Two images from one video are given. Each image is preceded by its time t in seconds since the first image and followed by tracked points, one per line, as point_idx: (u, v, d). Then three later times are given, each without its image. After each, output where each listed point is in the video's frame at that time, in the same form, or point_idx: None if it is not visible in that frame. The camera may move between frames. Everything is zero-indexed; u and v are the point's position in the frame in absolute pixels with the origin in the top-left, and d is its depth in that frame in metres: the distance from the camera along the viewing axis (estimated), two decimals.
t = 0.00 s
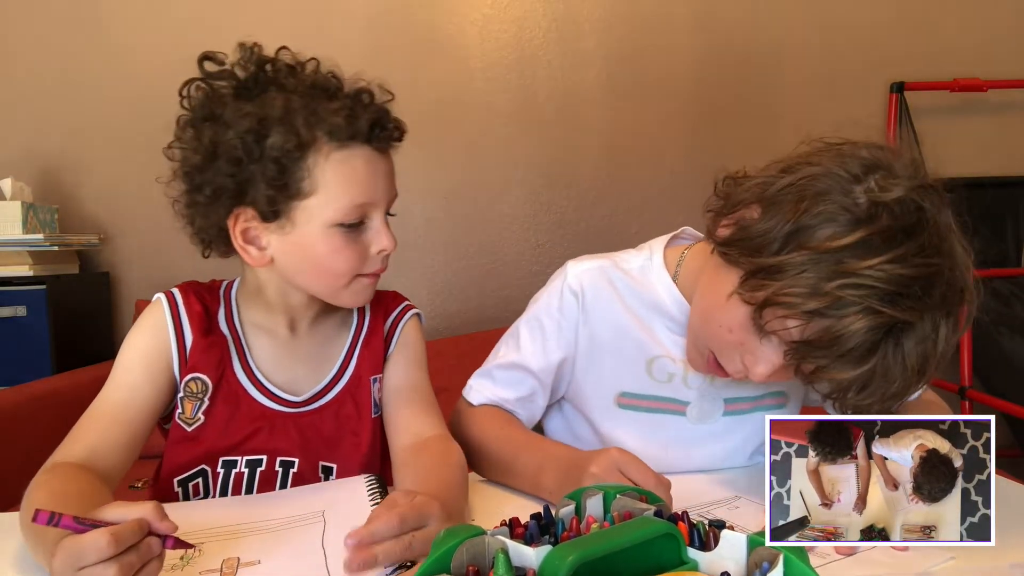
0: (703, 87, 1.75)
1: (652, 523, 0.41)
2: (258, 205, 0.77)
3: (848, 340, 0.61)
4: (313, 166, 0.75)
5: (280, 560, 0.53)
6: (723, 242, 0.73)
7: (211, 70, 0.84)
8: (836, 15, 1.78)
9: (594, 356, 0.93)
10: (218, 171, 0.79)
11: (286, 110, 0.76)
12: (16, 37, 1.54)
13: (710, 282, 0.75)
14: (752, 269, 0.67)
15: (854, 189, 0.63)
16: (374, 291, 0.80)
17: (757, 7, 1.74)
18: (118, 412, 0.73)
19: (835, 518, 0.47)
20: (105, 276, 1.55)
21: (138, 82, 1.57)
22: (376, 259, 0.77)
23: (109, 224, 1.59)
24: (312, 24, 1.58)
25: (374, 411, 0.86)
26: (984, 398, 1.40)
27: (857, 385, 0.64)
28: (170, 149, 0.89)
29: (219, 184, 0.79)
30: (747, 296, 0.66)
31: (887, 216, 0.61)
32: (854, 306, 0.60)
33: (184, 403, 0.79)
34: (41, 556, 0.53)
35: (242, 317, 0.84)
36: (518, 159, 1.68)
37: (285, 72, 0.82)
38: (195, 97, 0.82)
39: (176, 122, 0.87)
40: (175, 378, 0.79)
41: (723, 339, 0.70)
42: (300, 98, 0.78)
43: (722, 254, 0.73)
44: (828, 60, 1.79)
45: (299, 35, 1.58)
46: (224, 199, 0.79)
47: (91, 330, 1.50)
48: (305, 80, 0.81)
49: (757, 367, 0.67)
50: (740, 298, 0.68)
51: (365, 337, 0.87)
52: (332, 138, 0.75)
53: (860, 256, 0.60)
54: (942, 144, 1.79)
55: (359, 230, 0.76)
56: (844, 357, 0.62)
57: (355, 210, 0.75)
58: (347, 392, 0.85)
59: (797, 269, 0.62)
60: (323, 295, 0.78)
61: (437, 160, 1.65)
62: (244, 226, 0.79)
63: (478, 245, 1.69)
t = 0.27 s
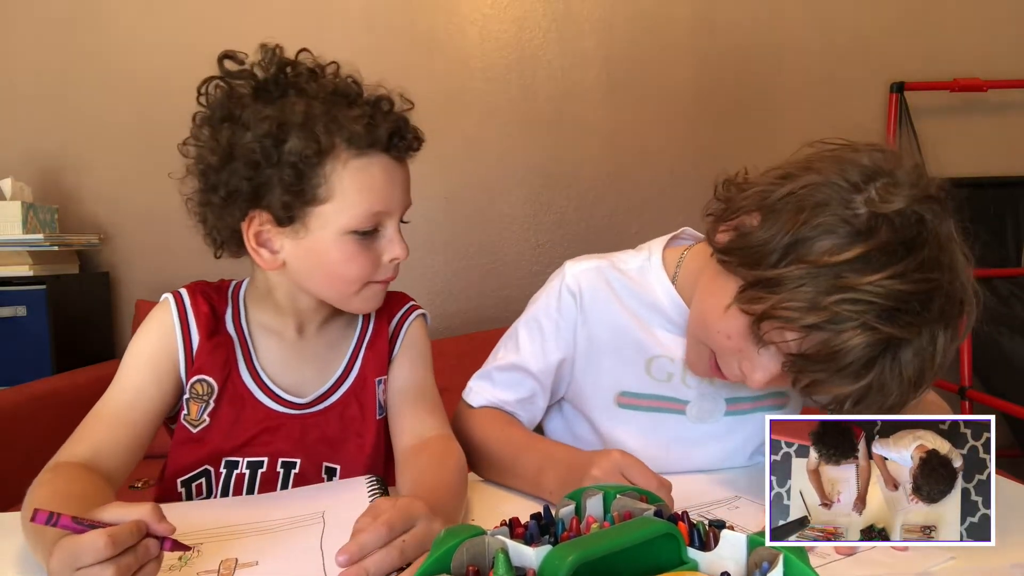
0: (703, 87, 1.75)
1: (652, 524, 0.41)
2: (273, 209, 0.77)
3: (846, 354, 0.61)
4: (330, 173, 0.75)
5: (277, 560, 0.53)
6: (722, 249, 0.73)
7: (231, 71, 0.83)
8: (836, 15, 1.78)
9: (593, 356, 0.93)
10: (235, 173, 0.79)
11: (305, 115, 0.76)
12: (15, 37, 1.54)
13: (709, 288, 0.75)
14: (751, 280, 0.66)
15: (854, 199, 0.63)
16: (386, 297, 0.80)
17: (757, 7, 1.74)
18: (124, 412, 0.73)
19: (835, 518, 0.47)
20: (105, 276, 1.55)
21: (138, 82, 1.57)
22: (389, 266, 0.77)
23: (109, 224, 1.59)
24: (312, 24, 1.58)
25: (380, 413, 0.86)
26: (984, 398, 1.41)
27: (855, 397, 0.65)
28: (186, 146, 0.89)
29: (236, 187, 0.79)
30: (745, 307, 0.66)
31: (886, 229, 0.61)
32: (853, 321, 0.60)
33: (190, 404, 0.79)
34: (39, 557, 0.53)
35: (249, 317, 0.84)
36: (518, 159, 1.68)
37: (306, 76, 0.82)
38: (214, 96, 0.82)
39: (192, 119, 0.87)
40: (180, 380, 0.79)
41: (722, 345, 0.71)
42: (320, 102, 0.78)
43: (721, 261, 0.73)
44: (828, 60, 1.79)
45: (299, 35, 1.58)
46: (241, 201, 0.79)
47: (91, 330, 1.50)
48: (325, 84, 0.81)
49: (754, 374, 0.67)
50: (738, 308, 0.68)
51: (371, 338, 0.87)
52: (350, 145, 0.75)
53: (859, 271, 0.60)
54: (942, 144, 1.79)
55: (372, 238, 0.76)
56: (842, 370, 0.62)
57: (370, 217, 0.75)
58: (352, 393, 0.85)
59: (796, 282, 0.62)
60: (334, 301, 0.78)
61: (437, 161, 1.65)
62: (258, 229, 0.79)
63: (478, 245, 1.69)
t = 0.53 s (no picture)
0: (703, 86, 1.75)
1: (652, 524, 0.41)
2: (276, 211, 0.77)
3: (847, 366, 0.62)
4: (334, 175, 0.75)
5: (277, 560, 0.53)
6: (724, 255, 0.73)
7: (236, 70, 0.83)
8: (836, 15, 1.78)
9: (593, 358, 0.93)
10: (238, 174, 0.79)
11: (310, 117, 0.76)
12: (15, 37, 1.54)
13: (709, 294, 0.75)
14: (754, 289, 0.66)
15: (859, 210, 0.63)
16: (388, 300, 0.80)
17: (757, 7, 1.74)
18: (125, 412, 0.73)
19: (835, 518, 0.47)
20: (105, 276, 1.55)
21: (138, 81, 1.57)
22: (391, 269, 0.77)
23: (109, 224, 1.59)
24: (312, 24, 1.58)
25: (381, 412, 0.85)
26: (984, 399, 1.41)
27: (855, 408, 0.65)
28: (189, 144, 0.89)
29: (239, 187, 0.79)
30: (747, 317, 0.66)
31: (891, 242, 0.61)
32: (854, 335, 0.61)
33: (190, 404, 0.79)
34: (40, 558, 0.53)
35: (252, 318, 0.85)
36: (518, 159, 1.68)
37: (311, 78, 0.81)
38: (219, 96, 0.82)
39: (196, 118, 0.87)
40: (181, 380, 0.79)
41: (722, 351, 0.71)
42: (325, 104, 0.78)
43: (723, 267, 0.73)
44: (828, 60, 1.79)
45: (299, 35, 1.58)
46: (244, 202, 0.80)
47: (91, 330, 1.50)
48: (331, 86, 0.81)
49: (754, 381, 0.67)
50: (739, 317, 0.68)
51: (372, 338, 0.87)
52: (355, 148, 0.75)
53: (862, 285, 0.60)
54: (942, 144, 1.79)
55: (375, 241, 0.76)
56: (843, 382, 0.63)
57: (373, 221, 0.75)
58: (353, 393, 0.85)
59: (799, 294, 0.62)
60: (336, 302, 0.79)
61: (437, 160, 1.65)
62: (260, 231, 0.79)
63: (478, 245, 1.69)
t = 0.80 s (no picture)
0: (703, 86, 1.75)
1: (652, 524, 0.41)
2: (275, 212, 0.77)
3: (848, 374, 0.62)
4: (332, 175, 0.74)
5: (276, 561, 0.53)
6: (726, 258, 0.73)
7: (235, 69, 0.83)
8: (836, 15, 1.78)
9: (593, 359, 0.93)
10: (237, 174, 0.79)
11: (308, 116, 0.76)
12: (15, 37, 1.54)
13: (709, 297, 0.75)
14: (756, 294, 0.66)
15: (862, 215, 0.63)
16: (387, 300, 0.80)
17: (757, 7, 1.74)
18: (125, 413, 0.73)
19: (835, 518, 0.47)
20: (105, 276, 1.55)
21: (138, 81, 1.57)
22: (390, 269, 0.77)
23: (110, 224, 1.59)
24: (312, 24, 1.58)
25: (381, 412, 0.86)
26: (984, 399, 1.41)
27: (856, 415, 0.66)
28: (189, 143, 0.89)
29: (238, 187, 0.79)
30: (749, 322, 0.66)
31: (894, 249, 0.61)
32: (856, 343, 0.61)
33: (190, 404, 0.79)
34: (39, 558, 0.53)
35: (252, 318, 0.85)
36: (518, 159, 1.68)
37: (310, 77, 0.81)
38: (218, 96, 0.82)
39: (197, 117, 0.87)
40: (181, 380, 0.79)
41: (723, 355, 0.70)
42: (323, 104, 0.78)
43: (724, 270, 0.73)
44: (828, 60, 1.79)
45: (299, 34, 1.58)
46: (242, 201, 0.80)
47: (91, 330, 1.50)
48: (329, 85, 0.81)
49: (754, 386, 0.67)
50: (741, 321, 0.68)
51: (373, 337, 0.87)
52: (352, 148, 0.75)
53: (865, 292, 0.60)
54: (942, 144, 1.79)
55: (374, 241, 0.76)
56: (844, 390, 0.63)
57: (372, 221, 0.75)
58: (353, 393, 0.85)
59: (801, 301, 0.62)
60: (335, 302, 0.79)
61: (437, 161, 1.65)
62: (258, 230, 0.79)
63: (478, 245, 1.69)
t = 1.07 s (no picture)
0: (703, 86, 1.75)
1: (652, 524, 0.41)
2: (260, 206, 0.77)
3: (844, 365, 0.61)
4: (315, 168, 0.75)
5: (277, 561, 0.53)
6: (724, 252, 0.73)
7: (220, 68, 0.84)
8: (836, 15, 1.78)
9: (593, 361, 0.93)
10: (221, 170, 0.79)
11: (290, 110, 0.76)
12: (15, 37, 1.54)
13: (707, 292, 0.75)
14: (753, 286, 0.66)
15: (858, 207, 0.62)
16: (375, 296, 0.80)
17: (757, 7, 1.74)
18: (124, 413, 0.73)
19: (835, 518, 0.47)
20: (105, 276, 1.55)
21: (138, 81, 1.57)
22: (377, 264, 0.77)
23: (109, 224, 1.59)
24: (312, 24, 1.58)
25: (378, 411, 0.86)
26: (984, 398, 1.40)
27: (852, 407, 0.65)
28: (178, 144, 0.90)
29: (222, 182, 0.80)
30: (746, 314, 0.66)
31: (890, 240, 0.60)
32: (852, 334, 0.60)
33: (187, 404, 0.79)
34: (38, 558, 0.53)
35: (247, 318, 0.84)
36: (518, 159, 1.68)
37: (292, 73, 0.82)
38: (203, 95, 0.83)
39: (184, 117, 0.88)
40: (178, 381, 0.79)
41: (721, 350, 0.71)
42: (305, 97, 0.78)
43: (723, 264, 0.73)
44: (828, 60, 1.79)
45: (299, 35, 1.58)
46: (226, 197, 0.80)
47: (91, 330, 1.50)
48: (311, 80, 0.81)
49: (751, 379, 0.67)
50: (738, 313, 0.68)
51: (369, 335, 0.87)
52: (334, 140, 0.75)
53: (861, 283, 0.60)
54: (941, 144, 1.79)
55: (360, 235, 0.76)
56: (840, 381, 0.63)
57: (357, 215, 0.74)
58: (351, 393, 0.85)
59: (797, 292, 0.61)
60: (322, 298, 0.78)
61: (437, 160, 1.65)
62: (244, 226, 0.79)
63: (478, 244, 1.69)
